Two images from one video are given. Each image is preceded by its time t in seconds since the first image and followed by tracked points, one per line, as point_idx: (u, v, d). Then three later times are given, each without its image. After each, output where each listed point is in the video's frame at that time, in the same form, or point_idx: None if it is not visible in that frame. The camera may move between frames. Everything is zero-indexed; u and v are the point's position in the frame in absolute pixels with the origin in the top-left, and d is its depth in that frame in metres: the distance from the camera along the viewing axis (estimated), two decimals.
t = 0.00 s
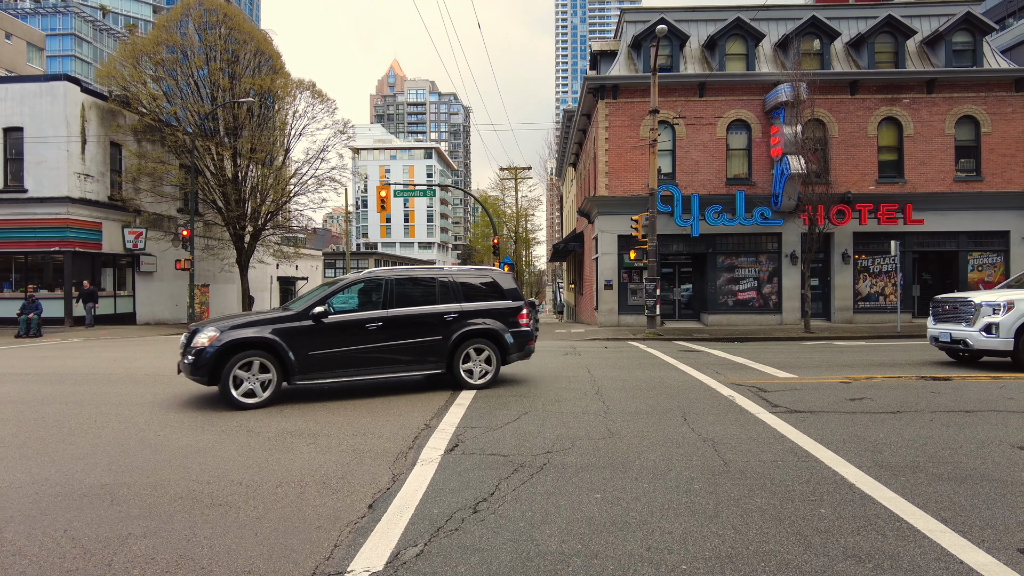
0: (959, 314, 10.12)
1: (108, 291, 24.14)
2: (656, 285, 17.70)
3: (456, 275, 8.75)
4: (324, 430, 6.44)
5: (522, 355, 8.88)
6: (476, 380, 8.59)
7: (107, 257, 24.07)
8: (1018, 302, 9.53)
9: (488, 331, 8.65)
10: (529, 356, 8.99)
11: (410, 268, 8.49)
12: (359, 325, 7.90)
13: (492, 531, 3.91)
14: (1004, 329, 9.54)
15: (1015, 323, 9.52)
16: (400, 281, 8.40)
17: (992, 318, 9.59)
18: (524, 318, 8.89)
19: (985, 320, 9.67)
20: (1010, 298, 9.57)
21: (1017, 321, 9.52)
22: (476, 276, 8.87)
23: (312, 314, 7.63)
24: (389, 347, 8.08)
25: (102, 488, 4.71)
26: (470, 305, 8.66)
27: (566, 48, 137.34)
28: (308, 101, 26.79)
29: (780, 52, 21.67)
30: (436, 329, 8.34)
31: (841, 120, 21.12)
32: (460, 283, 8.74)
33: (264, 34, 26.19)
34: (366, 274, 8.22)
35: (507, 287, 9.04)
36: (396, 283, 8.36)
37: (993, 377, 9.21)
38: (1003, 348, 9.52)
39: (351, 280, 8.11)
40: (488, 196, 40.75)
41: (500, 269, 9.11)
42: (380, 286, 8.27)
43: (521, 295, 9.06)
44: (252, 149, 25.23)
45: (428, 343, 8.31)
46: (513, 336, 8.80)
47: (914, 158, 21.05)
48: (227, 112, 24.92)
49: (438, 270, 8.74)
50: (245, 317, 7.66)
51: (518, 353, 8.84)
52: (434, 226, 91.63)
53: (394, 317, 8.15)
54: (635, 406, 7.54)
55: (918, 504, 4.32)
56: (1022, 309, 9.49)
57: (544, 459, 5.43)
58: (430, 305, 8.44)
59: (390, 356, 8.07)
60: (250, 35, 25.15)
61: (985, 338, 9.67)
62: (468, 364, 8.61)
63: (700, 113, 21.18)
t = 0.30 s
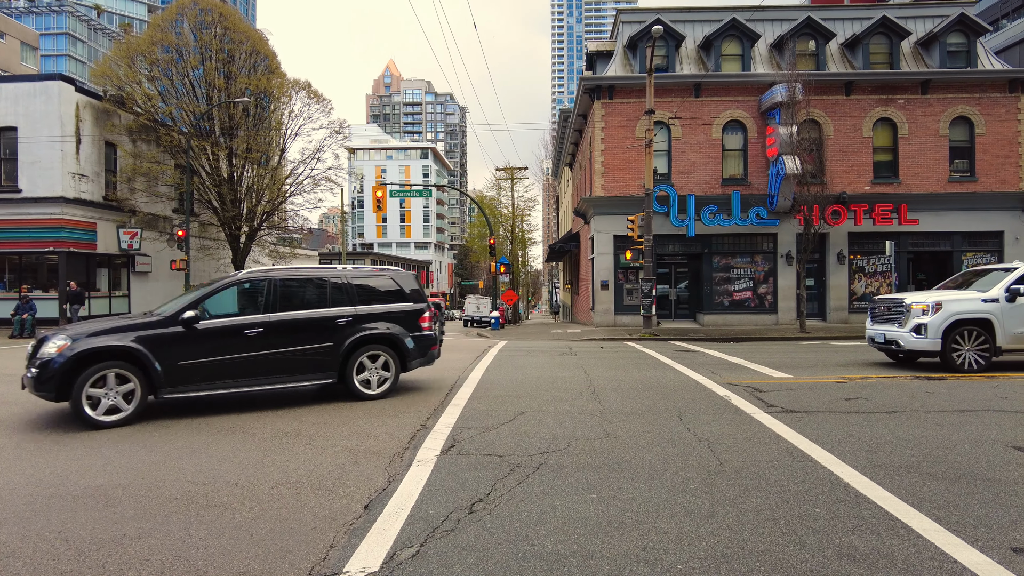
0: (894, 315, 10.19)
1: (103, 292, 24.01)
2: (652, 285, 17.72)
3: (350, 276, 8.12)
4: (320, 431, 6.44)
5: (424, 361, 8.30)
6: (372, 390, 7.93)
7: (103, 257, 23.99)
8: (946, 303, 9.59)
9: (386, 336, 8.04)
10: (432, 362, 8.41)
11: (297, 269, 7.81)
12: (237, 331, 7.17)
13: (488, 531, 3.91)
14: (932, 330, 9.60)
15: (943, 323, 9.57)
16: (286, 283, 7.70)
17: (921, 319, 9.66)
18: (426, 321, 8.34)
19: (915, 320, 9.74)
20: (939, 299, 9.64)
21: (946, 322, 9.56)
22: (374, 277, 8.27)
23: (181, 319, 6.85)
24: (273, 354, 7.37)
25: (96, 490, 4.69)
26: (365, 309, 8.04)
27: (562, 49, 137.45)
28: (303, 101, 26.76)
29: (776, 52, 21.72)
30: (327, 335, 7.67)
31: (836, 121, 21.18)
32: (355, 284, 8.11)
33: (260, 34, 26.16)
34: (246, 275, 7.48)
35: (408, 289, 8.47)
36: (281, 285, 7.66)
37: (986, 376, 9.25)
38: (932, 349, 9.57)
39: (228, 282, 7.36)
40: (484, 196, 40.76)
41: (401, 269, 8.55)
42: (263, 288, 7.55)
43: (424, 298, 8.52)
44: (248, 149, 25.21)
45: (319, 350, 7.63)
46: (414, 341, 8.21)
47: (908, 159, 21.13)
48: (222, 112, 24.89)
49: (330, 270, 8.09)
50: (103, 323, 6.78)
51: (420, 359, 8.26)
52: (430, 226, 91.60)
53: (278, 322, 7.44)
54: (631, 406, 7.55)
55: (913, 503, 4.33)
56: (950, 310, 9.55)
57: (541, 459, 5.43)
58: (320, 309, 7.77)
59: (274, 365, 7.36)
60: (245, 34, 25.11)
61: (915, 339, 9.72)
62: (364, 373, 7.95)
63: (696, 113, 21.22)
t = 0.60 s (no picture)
0: (821, 315, 10.26)
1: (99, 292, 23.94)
2: (650, 285, 17.72)
3: (221, 278, 7.32)
4: (317, 431, 6.43)
5: (306, 371, 7.61)
6: (247, 405, 7.17)
7: (99, 258, 23.91)
8: (865, 304, 9.63)
9: (263, 344, 7.29)
10: (315, 372, 7.73)
11: (158, 269, 6.96)
12: (82, 340, 6.30)
13: (485, 532, 3.90)
14: (851, 331, 9.66)
15: (862, 324, 9.62)
16: (144, 285, 6.83)
17: (841, 320, 9.77)
18: (308, 326, 7.66)
19: (837, 321, 9.83)
20: (858, 300, 9.69)
21: (865, 323, 9.60)
22: (249, 278, 7.49)
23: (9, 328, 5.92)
24: (125, 367, 6.52)
25: (92, 491, 4.68)
26: (237, 314, 7.26)
27: (559, 49, 137.53)
28: (300, 102, 26.76)
29: (773, 52, 21.75)
30: (192, 344, 6.86)
31: (833, 121, 21.22)
32: (227, 286, 7.32)
33: (257, 34, 26.14)
34: (95, 276, 6.58)
35: (288, 291, 7.74)
36: (138, 287, 6.79)
37: (982, 376, 9.26)
38: (851, 350, 9.63)
39: (72, 284, 6.44)
40: (481, 196, 40.78)
41: (281, 269, 7.79)
42: (115, 291, 6.67)
43: (307, 301, 7.83)
44: (245, 149, 25.20)
45: (183, 362, 6.82)
46: (295, 349, 7.51)
47: (905, 159, 21.18)
48: (219, 112, 24.89)
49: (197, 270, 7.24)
50: None
51: (301, 369, 7.56)
52: (427, 226, 91.59)
53: (133, 331, 6.59)
54: (628, 406, 7.56)
55: (910, 502, 4.34)
56: (868, 311, 9.58)
57: (538, 459, 5.44)
58: (185, 314, 6.95)
59: (128, 380, 6.53)
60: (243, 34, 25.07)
61: (837, 340, 9.80)
62: (237, 386, 7.18)
63: (693, 113, 21.25)
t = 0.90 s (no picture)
0: (744, 316, 10.34)
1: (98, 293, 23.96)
2: (649, 286, 17.71)
3: (59, 277, 6.40)
4: (316, 432, 6.43)
5: (161, 383, 6.82)
6: (88, 424, 6.29)
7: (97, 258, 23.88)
8: (783, 306, 9.68)
9: (108, 355, 6.44)
10: (172, 384, 6.95)
11: None
12: None
13: (485, 533, 3.89)
14: (769, 333, 9.73)
15: (780, 326, 9.68)
16: None
17: (758, 322, 9.83)
18: (165, 333, 6.87)
19: (755, 323, 9.90)
20: (776, 302, 9.74)
21: (782, 325, 9.66)
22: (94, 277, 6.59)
23: None
24: None
25: (92, 492, 4.68)
26: (77, 319, 6.37)
27: (558, 49, 137.53)
28: (298, 101, 26.73)
29: (771, 53, 21.76)
30: (19, 355, 5.96)
31: (831, 121, 21.24)
32: (67, 287, 6.41)
33: (255, 34, 26.11)
34: None
35: (144, 293, 6.91)
36: None
37: (981, 376, 9.27)
38: (769, 352, 9.70)
39: None
40: (480, 196, 40.77)
41: (136, 267, 6.94)
42: None
43: (165, 304, 7.02)
44: (244, 149, 25.18)
45: (6, 375, 5.90)
46: (149, 358, 6.74)
47: (904, 159, 21.20)
48: (217, 112, 24.90)
49: (25, 269, 6.29)
50: None
51: (155, 382, 6.77)
52: (426, 226, 91.56)
53: None
54: (628, 406, 7.57)
55: (909, 503, 4.35)
56: (786, 313, 9.63)
57: (538, 459, 5.44)
58: (9, 320, 6.02)
59: None
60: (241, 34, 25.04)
61: (755, 342, 9.88)
62: (76, 403, 6.27)
63: (692, 114, 21.27)
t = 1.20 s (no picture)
0: (665, 318, 10.38)
1: (97, 293, 24.00)
2: (649, 286, 17.70)
3: None
4: (316, 432, 6.44)
5: None
6: None
7: (96, 258, 23.88)
8: (698, 307, 9.69)
9: None
10: None
11: None
12: None
13: (486, 534, 3.88)
14: (683, 333, 9.72)
15: (695, 326, 9.68)
16: None
17: (675, 322, 9.84)
18: None
19: (672, 323, 9.91)
20: (691, 302, 9.75)
21: (697, 325, 9.66)
22: None
23: None
24: None
25: (92, 492, 4.67)
26: None
27: (558, 49, 137.52)
28: (298, 101, 26.72)
29: (771, 53, 21.77)
30: None
31: (831, 121, 21.25)
32: None
33: (255, 34, 26.10)
34: None
35: None
36: None
37: (981, 376, 9.28)
38: (684, 351, 9.67)
39: None
40: (480, 197, 40.77)
41: None
42: None
43: None
44: (243, 149, 25.19)
45: None
46: None
47: (903, 160, 21.21)
48: (217, 112, 24.98)
49: None
50: None
51: None
52: (426, 227, 91.55)
53: None
54: (627, 407, 7.58)
55: (909, 503, 4.34)
56: (700, 313, 9.64)
57: (538, 459, 5.45)
58: None
59: None
60: (241, 34, 25.05)
61: (672, 342, 9.85)
62: None
63: (691, 114, 21.28)
